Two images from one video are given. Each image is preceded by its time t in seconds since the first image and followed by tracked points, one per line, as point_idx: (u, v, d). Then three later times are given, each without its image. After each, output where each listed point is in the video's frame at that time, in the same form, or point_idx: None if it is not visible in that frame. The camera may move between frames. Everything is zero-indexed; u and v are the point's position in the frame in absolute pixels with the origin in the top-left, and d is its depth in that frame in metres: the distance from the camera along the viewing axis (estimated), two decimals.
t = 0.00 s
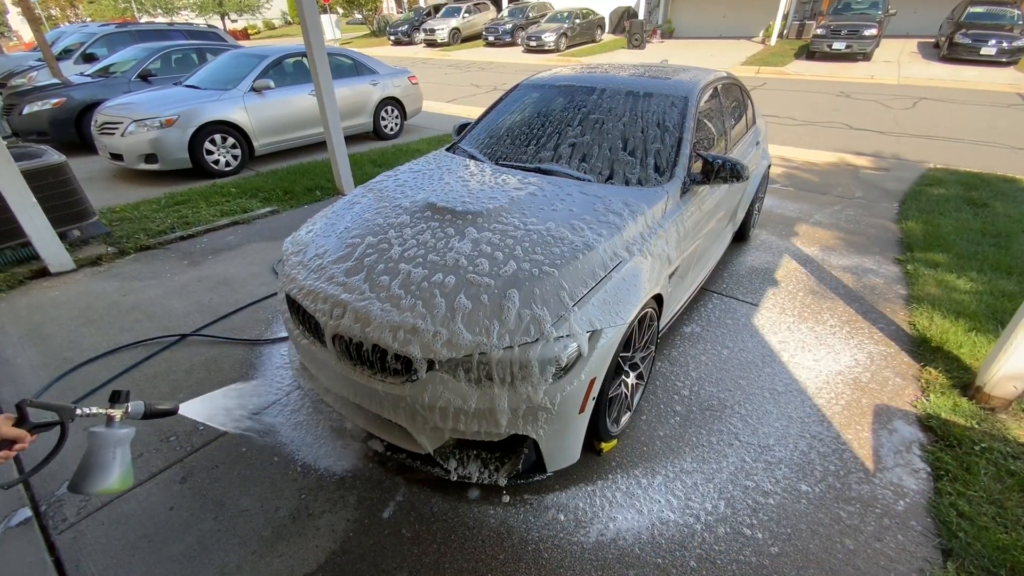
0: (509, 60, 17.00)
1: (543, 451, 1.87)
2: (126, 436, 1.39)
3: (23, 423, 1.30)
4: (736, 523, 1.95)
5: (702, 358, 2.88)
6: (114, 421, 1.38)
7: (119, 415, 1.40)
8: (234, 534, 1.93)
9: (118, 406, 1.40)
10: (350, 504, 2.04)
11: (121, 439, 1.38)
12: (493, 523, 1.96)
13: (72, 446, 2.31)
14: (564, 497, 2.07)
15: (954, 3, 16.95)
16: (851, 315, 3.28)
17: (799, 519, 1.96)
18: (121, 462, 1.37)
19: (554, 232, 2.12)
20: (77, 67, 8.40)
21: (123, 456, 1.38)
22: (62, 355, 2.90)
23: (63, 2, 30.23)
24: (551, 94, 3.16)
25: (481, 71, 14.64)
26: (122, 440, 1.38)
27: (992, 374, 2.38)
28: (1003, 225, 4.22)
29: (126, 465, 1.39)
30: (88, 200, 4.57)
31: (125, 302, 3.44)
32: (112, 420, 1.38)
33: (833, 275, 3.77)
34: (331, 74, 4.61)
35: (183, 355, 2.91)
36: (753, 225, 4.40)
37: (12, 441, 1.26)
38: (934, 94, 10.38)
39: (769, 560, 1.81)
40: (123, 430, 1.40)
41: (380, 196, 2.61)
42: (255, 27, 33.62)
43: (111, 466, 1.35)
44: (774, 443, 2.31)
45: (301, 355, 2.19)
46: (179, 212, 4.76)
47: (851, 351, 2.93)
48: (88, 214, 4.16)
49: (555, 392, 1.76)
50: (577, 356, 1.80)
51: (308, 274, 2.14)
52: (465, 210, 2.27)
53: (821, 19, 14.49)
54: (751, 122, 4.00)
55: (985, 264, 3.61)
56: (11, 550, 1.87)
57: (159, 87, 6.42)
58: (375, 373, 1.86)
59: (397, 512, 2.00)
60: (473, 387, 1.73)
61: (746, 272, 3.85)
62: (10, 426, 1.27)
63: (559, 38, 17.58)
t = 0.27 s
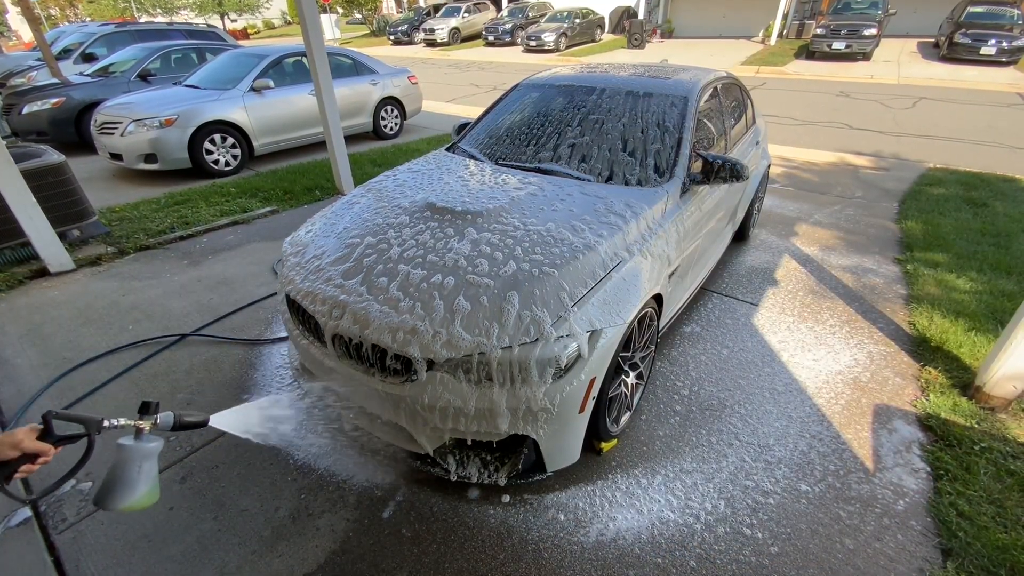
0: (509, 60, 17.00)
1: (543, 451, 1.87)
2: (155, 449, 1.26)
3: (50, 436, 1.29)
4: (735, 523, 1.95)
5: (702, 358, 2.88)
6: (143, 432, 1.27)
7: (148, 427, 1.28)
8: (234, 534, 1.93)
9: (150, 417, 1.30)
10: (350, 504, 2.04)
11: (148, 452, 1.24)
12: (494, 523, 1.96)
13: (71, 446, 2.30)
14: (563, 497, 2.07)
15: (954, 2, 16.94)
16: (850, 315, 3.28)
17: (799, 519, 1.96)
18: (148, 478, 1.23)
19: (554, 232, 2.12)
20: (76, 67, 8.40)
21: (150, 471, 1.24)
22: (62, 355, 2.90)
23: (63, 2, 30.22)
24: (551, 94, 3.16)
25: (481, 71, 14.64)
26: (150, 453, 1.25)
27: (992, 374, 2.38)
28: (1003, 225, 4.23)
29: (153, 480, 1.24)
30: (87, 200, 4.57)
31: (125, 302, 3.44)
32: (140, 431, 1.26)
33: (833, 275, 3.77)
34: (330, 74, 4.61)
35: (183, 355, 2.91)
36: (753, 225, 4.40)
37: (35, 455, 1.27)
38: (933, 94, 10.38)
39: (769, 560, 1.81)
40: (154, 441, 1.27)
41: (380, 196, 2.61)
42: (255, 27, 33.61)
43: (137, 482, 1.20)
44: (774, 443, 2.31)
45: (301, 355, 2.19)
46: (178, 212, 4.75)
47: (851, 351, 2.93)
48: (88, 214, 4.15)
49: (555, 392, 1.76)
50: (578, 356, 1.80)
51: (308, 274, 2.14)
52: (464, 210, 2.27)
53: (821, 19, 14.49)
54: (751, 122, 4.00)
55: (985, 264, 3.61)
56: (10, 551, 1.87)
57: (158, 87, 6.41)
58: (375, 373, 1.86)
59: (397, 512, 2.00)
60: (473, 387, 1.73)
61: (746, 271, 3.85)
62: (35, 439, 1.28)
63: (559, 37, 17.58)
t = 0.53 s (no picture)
0: (509, 59, 17.01)
1: (543, 451, 1.87)
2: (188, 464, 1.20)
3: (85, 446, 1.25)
4: (735, 523, 1.95)
5: (702, 357, 2.88)
6: (178, 444, 1.21)
7: (182, 439, 1.21)
8: (234, 534, 1.93)
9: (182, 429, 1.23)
10: (350, 504, 2.04)
11: (179, 468, 1.18)
12: (493, 522, 1.96)
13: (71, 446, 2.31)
14: (563, 497, 2.07)
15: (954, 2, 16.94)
16: (850, 315, 3.28)
17: (799, 518, 1.96)
18: (183, 492, 1.19)
19: (554, 232, 2.12)
20: (76, 67, 8.40)
21: (183, 486, 1.19)
22: (62, 355, 2.90)
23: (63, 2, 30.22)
24: (551, 94, 3.16)
25: (481, 70, 14.64)
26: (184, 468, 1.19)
27: (991, 373, 2.38)
28: (1003, 224, 4.23)
29: (187, 494, 1.21)
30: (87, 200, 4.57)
31: (125, 301, 3.44)
32: (173, 445, 1.20)
33: (833, 274, 3.77)
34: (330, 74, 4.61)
35: (182, 355, 2.91)
36: (753, 225, 4.40)
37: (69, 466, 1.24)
38: (933, 93, 10.39)
39: (769, 559, 1.82)
40: (188, 455, 1.21)
41: (380, 196, 2.61)
42: (255, 27, 33.61)
43: (171, 497, 1.17)
44: (774, 442, 2.31)
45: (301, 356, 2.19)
46: (178, 211, 4.76)
47: (851, 351, 2.93)
48: (88, 214, 4.15)
49: (555, 392, 1.76)
50: (578, 355, 1.80)
51: (307, 275, 2.14)
52: (464, 210, 2.27)
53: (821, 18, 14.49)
54: (751, 121, 4.00)
55: (985, 264, 3.61)
56: (10, 551, 1.87)
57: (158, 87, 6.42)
58: (376, 373, 1.86)
59: (397, 512, 2.00)
60: (473, 387, 1.73)
61: (745, 271, 3.85)
62: (67, 449, 1.25)
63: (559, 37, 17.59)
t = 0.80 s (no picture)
0: (509, 59, 17.00)
1: (543, 450, 1.87)
2: (229, 469, 1.26)
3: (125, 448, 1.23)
4: (735, 523, 1.95)
5: (702, 357, 2.89)
6: (218, 451, 1.25)
7: (223, 445, 1.25)
8: (234, 534, 1.93)
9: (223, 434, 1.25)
10: (350, 503, 2.04)
11: (221, 473, 1.24)
12: (493, 522, 1.97)
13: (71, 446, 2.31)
14: (563, 496, 2.07)
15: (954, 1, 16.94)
16: (850, 314, 3.28)
17: (798, 517, 1.96)
18: (224, 496, 1.27)
19: (553, 231, 2.12)
20: (75, 67, 8.40)
21: (224, 490, 1.27)
22: (62, 355, 2.89)
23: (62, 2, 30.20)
24: (551, 93, 3.16)
25: (481, 70, 14.63)
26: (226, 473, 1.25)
27: (991, 373, 2.39)
28: (1002, 224, 4.23)
29: (228, 496, 1.28)
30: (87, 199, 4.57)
31: (124, 301, 3.44)
32: (216, 450, 1.24)
33: (833, 274, 3.78)
34: (330, 74, 4.61)
35: (183, 355, 2.91)
36: (753, 224, 4.40)
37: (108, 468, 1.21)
38: (933, 93, 10.39)
39: (768, 559, 1.82)
40: (230, 461, 1.26)
41: (380, 195, 2.61)
42: (254, 27, 33.61)
43: (213, 501, 1.25)
44: (774, 441, 2.31)
45: (301, 355, 2.19)
46: (178, 211, 4.76)
47: (851, 351, 2.93)
48: (88, 214, 4.15)
49: (555, 391, 1.76)
50: (577, 354, 1.79)
51: (307, 275, 2.14)
52: (464, 209, 2.27)
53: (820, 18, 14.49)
54: (751, 121, 4.01)
55: (984, 263, 3.61)
56: (10, 550, 1.87)
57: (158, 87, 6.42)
58: (375, 373, 1.87)
59: (397, 512, 2.01)
60: (473, 386, 1.73)
61: (745, 270, 3.85)
62: (106, 451, 1.22)
63: (559, 37, 17.60)
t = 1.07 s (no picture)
0: (509, 59, 16.99)
1: (543, 450, 1.87)
2: (257, 454, 1.23)
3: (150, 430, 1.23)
4: (735, 522, 1.95)
5: (701, 357, 2.89)
6: (246, 435, 1.22)
7: (251, 430, 1.22)
8: (234, 534, 1.93)
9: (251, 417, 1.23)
10: (350, 503, 2.04)
11: (249, 458, 1.23)
12: (493, 521, 1.96)
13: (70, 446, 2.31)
14: (563, 496, 2.07)
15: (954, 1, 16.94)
16: (850, 314, 3.28)
17: (798, 517, 1.96)
18: (252, 480, 1.26)
19: (553, 231, 2.13)
20: (75, 67, 8.39)
21: (253, 475, 1.25)
22: (62, 355, 2.89)
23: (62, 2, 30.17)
24: (550, 93, 3.16)
25: (481, 70, 14.62)
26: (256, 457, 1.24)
27: (990, 373, 2.39)
28: (1002, 223, 4.23)
29: (257, 482, 1.27)
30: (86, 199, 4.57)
31: (124, 301, 3.44)
32: (244, 434, 1.22)
33: (833, 273, 3.78)
34: (329, 74, 4.61)
35: (183, 355, 2.91)
36: (753, 224, 4.40)
37: (135, 451, 1.22)
38: (933, 92, 10.39)
39: (768, 558, 1.82)
40: (258, 445, 1.23)
41: (380, 195, 2.61)
42: (254, 27, 33.58)
43: (242, 485, 1.25)
44: (773, 441, 2.31)
45: (301, 355, 2.18)
46: (177, 211, 4.76)
47: (850, 350, 2.93)
48: (87, 214, 4.15)
49: (555, 391, 1.76)
50: (577, 354, 1.80)
51: (306, 276, 2.13)
52: (464, 209, 2.27)
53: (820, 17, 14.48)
54: (750, 120, 4.01)
55: (984, 263, 3.61)
56: (9, 550, 1.87)
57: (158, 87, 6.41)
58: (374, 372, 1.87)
59: (397, 511, 2.01)
60: (473, 386, 1.73)
61: (745, 270, 3.85)
62: (132, 434, 1.22)
63: (559, 36, 17.59)
